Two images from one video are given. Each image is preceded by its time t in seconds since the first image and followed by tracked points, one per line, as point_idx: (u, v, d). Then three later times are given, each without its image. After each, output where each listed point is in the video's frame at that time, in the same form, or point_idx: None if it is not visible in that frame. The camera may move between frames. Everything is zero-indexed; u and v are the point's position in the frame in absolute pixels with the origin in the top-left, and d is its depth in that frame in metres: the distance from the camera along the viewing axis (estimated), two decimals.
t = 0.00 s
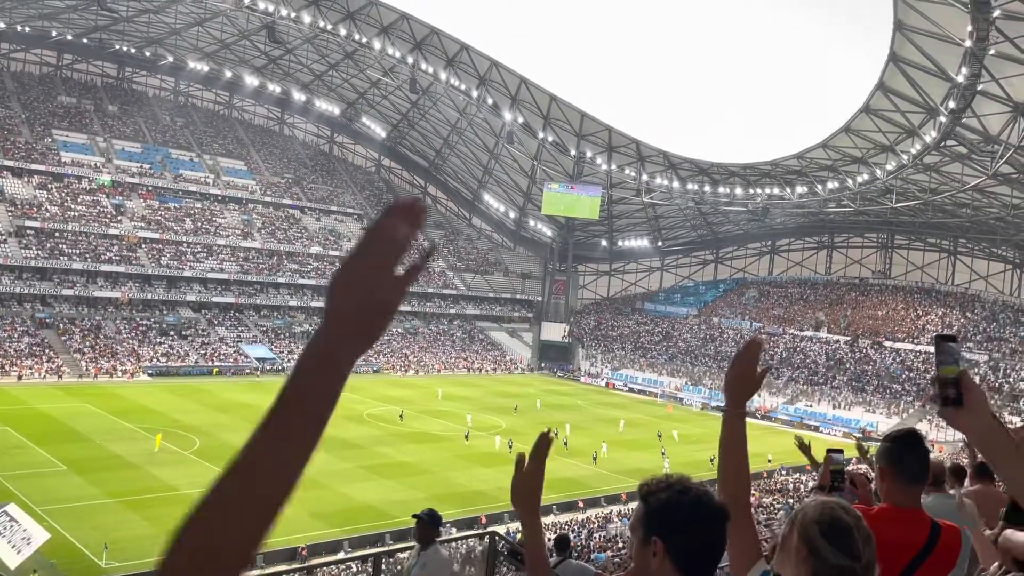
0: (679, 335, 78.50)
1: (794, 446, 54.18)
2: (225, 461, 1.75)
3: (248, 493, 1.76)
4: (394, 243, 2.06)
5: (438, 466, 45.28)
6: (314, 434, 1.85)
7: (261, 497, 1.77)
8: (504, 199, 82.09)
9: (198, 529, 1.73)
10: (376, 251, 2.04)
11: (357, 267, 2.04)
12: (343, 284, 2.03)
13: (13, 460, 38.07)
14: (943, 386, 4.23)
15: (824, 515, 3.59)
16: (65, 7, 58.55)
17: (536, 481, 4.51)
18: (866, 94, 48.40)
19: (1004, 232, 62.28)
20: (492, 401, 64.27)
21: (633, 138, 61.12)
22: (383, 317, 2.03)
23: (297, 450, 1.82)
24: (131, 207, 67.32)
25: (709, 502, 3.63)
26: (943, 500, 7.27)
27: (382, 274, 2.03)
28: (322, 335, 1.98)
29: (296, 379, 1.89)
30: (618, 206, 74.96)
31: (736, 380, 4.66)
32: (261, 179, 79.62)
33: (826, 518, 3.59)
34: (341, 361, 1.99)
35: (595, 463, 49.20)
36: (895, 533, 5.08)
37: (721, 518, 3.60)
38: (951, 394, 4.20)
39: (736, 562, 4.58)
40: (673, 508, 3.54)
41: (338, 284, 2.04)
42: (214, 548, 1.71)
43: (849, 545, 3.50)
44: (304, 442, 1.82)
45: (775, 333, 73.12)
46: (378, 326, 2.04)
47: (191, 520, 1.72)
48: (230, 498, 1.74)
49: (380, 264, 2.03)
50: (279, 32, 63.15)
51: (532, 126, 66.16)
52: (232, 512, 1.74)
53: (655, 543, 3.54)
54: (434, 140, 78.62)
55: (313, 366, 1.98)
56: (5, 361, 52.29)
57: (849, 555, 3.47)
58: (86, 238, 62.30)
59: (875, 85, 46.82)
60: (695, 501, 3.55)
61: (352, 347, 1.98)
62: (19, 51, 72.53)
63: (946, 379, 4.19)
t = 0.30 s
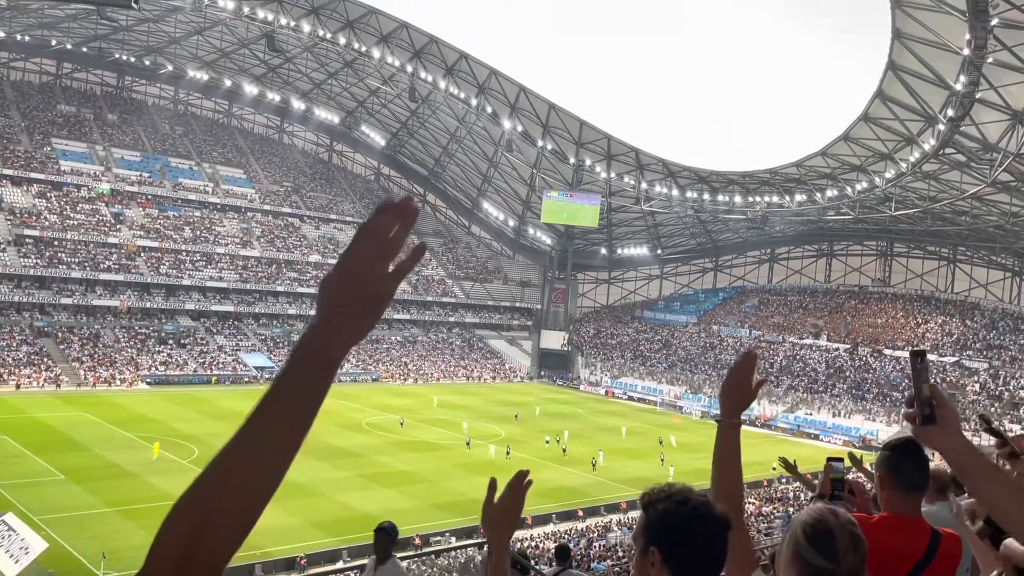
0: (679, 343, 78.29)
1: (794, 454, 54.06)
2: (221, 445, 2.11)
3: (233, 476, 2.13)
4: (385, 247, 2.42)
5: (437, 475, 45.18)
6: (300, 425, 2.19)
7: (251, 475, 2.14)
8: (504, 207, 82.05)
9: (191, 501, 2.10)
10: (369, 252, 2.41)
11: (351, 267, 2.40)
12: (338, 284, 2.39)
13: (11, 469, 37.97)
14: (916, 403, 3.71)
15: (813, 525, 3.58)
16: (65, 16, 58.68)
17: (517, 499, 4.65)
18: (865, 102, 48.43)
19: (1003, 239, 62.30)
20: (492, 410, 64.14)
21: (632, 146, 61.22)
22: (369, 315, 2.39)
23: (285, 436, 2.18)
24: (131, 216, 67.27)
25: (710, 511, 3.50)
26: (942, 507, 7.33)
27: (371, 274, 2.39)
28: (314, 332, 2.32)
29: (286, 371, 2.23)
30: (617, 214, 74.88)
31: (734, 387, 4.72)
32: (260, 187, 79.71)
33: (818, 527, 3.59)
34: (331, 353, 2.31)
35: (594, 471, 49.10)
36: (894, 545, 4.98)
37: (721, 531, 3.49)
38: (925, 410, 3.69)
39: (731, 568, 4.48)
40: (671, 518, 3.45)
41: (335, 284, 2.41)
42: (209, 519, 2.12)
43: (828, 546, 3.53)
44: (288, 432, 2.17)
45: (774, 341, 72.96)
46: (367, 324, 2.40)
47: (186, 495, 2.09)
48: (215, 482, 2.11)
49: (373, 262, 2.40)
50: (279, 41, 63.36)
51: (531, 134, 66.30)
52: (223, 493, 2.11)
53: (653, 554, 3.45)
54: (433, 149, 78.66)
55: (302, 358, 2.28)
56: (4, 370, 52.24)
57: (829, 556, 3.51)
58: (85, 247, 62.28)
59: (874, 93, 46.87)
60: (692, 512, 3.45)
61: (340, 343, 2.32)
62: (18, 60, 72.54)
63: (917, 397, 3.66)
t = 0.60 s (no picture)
0: (680, 352, 78.08)
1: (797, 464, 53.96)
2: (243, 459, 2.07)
3: (255, 492, 2.08)
4: (408, 271, 2.42)
5: (438, 485, 45.11)
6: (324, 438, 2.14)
7: (272, 491, 2.08)
8: (505, 216, 82.14)
9: (209, 517, 2.05)
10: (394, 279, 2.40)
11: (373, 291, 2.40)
12: (360, 308, 2.39)
13: (12, 480, 37.95)
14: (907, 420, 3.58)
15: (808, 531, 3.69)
16: (68, 28, 58.99)
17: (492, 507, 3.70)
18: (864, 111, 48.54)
19: (1004, 248, 62.43)
20: (493, 419, 64.07)
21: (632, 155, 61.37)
22: (389, 339, 2.38)
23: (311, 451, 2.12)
24: (132, 226, 67.41)
25: (707, 520, 3.48)
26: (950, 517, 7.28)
27: (392, 299, 2.40)
28: (337, 353, 2.30)
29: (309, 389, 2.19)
30: (618, 223, 74.90)
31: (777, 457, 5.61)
32: (261, 198, 79.72)
33: (810, 533, 3.69)
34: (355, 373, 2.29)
35: (595, 481, 49.04)
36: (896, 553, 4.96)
37: (720, 540, 3.45)
38: (917, 429, 3.54)
39: None
40: (667, 528, 3.44)
41: (358, 307, 2.42)
42: (227, 536, 2.06)
43: (822, 549, 3.63)
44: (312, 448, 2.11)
45: (776, 350, 72.82)
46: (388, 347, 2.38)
47: (204, 512, 2.03)
48: (232, 501, 2.05)
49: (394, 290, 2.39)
50: (280, 52, 63.75)
51: (532, 144, 66.53)
52: (240, 510, 2.06)
53: (651, 563, 3.44)
54: (434, 159, 78.76)
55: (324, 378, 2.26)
56: (5, 382, 52.24)
57: (822, 560, 3.61)
58: (87, 257, 62.39)
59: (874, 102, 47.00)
60: (689, 520, 3.41)
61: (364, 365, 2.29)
62: (21, 72, 72.86)
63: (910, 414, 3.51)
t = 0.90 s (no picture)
0: (684, 362, 77.74)
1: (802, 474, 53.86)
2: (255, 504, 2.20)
3: (274, 523, 2.21)
4: (356, 294, 2.40)
5: (442, 496, 45.08)
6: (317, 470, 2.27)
7: (287, 516, 2.22)
8: (508, 227, 82.24)
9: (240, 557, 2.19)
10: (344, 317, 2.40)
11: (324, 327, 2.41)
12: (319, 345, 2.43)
13: (17, 493, 37.97)
14: (914, 434, 3.44)
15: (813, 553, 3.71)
16: (74, 41, 59.40)
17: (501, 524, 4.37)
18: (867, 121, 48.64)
19: (1008, 257, 62.54)
20: (498, 430, 64.02)
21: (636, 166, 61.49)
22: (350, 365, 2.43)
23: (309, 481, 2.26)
24: (137, 238, 67.62)
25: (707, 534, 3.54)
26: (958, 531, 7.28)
27: (346, 328, 2.42)
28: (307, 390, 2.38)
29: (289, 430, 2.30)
30: (621, 233, 74.88)
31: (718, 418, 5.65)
32: (266, 209, 79.78)
33: (820, 555, 3.70)
34: (328, 404, 2.37)
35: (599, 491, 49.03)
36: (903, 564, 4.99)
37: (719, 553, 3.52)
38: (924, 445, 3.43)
39: None
40: (667, 543, 3.51)
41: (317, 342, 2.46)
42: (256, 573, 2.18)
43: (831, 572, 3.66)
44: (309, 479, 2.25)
45: (780, 360, 72.73)
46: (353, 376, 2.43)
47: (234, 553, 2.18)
48: (257, 537, 2.19)
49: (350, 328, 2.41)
50: (285, 64, 64.14)
51: (535, 155, 66.77)
52: (264, 545, 2.20)
53: None
54: (438, 170, 78.94)
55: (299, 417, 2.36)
56: (10, 394, 52.34)
57: None
58: (92, 269, 62.62)
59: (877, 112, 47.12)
60: (688, 535, 3.50)
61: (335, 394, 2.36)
62: (27, 85, 73.27)
63: (916, 431, 3.38)
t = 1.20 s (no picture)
0: (692, 373, 77.29)
1: (811, 487, 53.48)
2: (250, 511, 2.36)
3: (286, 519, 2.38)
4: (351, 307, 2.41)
5: (450, 509, 44.92)
6: (312, 479, 2.41)
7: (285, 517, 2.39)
8: (515, 238, 82.24)
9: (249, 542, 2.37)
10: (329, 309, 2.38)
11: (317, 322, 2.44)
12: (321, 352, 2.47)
13: (24, 506, 37.98)
14: (934, 458, 3.43)
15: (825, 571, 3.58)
16: (84, 56, 59.85)
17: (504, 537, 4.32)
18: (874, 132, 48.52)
19: (1018, 267, 62.30)
20: (505, 442, 63.84)
21: (642, 177, 61.50)
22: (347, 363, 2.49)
23: (304, 485, 2.43)
24: (146, 250, 67.84)
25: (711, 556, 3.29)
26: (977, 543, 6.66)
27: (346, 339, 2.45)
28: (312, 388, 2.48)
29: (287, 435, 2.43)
30: (628, 244, 74.73)
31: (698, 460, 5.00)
32: (273, 221, 79.89)
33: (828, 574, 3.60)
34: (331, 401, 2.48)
35: (605, 504, 48.79)
36: None
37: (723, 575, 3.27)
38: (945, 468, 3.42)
39: None
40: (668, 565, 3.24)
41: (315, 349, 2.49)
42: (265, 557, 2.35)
43: None
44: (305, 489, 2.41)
45: (788, 371, 72.35)
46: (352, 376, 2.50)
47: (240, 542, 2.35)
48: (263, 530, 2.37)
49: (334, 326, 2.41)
50: (292, 78, 64.52)
51: (541, 166, 66.87)
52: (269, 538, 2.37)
53: None
54: (445, 181, 79.04)
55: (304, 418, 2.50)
56: (19, 407, 52.48)
57: None
58: (100, 282, 62.83)
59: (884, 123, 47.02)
60: (690, 554, 3.25)
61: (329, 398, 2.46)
62: (37, 99, 73.79)
63: (936, 452, 3.38)
